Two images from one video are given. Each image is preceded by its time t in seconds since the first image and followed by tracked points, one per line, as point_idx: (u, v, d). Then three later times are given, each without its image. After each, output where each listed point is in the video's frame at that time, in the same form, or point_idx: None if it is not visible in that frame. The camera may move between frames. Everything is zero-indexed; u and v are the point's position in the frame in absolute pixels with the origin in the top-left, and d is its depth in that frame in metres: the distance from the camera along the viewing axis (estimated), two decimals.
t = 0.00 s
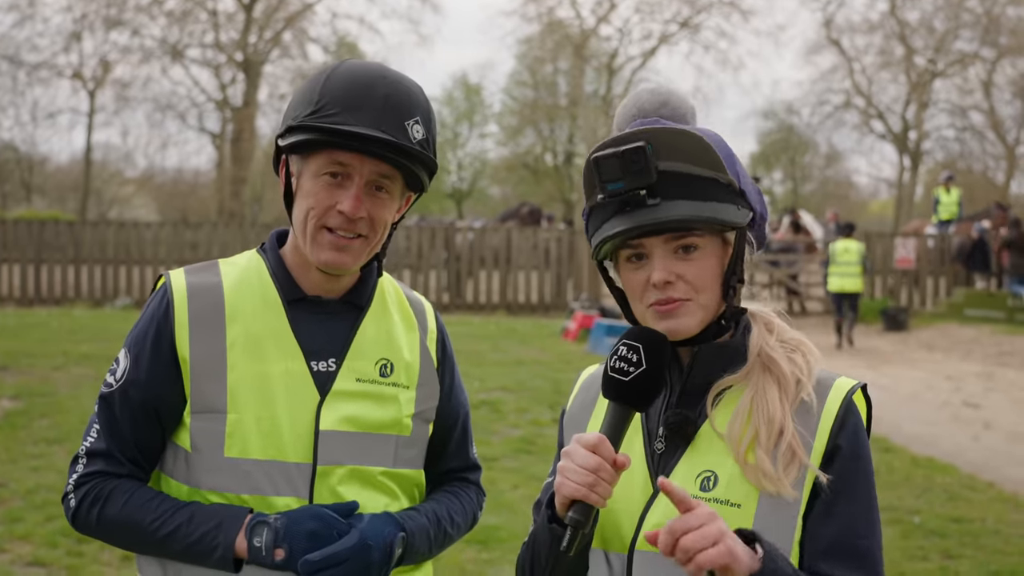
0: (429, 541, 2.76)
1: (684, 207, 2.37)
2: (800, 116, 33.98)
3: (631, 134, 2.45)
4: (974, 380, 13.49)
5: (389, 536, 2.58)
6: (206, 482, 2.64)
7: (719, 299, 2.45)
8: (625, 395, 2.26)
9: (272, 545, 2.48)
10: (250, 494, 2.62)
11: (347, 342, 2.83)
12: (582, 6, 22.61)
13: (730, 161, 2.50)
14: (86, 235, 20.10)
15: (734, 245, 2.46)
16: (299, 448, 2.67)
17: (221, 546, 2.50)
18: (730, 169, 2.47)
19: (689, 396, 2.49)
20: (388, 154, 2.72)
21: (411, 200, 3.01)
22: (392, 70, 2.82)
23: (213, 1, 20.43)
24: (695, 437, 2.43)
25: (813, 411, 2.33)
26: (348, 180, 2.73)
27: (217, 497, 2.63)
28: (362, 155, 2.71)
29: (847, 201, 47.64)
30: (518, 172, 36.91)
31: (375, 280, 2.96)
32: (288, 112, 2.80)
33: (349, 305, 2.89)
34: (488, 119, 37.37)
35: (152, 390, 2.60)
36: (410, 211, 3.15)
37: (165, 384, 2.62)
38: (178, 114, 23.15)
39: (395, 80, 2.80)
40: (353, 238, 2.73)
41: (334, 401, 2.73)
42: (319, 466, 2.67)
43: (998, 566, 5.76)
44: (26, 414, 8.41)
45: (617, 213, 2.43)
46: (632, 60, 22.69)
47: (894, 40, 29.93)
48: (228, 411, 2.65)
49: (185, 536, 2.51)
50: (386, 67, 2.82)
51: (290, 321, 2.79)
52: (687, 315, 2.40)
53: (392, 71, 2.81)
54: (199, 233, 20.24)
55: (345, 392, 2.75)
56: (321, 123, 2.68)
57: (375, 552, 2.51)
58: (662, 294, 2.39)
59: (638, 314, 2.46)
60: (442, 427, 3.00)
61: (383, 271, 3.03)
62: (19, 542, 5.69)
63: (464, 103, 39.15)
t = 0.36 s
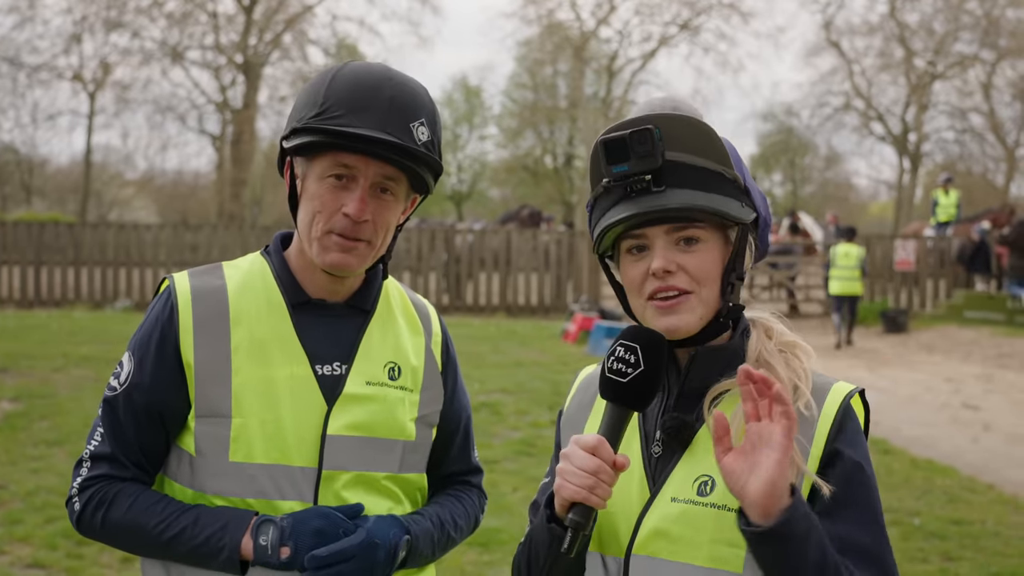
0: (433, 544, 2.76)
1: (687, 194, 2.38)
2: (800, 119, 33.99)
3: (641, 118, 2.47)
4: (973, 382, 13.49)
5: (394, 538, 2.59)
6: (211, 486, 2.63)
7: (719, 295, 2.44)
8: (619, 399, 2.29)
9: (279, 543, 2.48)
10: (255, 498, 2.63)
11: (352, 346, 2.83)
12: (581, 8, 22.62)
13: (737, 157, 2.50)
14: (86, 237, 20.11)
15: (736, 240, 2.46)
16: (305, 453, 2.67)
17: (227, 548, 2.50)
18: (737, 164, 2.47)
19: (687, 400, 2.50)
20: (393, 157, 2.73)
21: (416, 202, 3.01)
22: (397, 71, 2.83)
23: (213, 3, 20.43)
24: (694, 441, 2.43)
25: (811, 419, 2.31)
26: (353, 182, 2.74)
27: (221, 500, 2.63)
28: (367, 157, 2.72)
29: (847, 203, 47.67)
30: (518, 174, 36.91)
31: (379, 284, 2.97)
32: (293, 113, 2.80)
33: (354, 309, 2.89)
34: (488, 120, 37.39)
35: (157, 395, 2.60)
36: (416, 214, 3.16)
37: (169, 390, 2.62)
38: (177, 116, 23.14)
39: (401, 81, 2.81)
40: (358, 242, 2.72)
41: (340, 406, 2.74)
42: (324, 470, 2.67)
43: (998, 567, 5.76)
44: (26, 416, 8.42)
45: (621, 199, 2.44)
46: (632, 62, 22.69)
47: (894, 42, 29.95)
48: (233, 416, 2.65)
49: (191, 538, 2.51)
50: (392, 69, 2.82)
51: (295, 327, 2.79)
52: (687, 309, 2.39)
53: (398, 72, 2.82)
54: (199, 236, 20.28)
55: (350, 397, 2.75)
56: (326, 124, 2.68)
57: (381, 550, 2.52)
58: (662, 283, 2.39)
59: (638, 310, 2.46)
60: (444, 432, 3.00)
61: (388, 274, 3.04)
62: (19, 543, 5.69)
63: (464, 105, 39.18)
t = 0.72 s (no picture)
0: (433, 543, 2.76)
1: (691, 210, 2.37)
2: (800, 119, 33.98)
3: (642, 135, 2.44)
4: (973, 383, 13.49)
5: (396, 535, 2.60)
6: (214, 485, 2.63)
7: (721, 304, 2.44)
8: (627, 401, 2.26)
9: (283, 541, 2.50)
10: (258, 497, 2.63)
11: (354, 346, 2.83)
12: (581, 9, 22.63)
13: (738, 166, 2.49)
14: (86, 237, 20.10)
15: (739, 251, 2.46)
16: (307, 452, 2.67)
17: (232, 547, 2.50)
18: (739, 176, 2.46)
19: (687, 401, 2.50)
20: (396, 157, 2.73)
21: (419, 203, 3.01)
22: (400, 71, 2.83)
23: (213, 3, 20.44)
24: (694, 442, 2.44)
25: (813, 416, 2.33)
26: (356, 183, 2.74)
27: (225, 500, 2.63)
28: (370, 158, 2.72)
29: (847, 203, 47.66)
30: (518, 174, 36.91)
31: (382, 286, 2.97)
32: (297, 114, 2.80)
33: (356, 310, 2.89)
34: (488, 121, 37.40)
35: (160, 394, 2.61)
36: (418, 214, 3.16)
37: (173, 389, 2.62)
38: (178, 116, 23.13)
39: (403, 82, 2.81)
40: (361, 243, 2.72)
41: (342, 406, 2.74)
42: (327, 470, 2.67)
43: (998, 567, 5.76)
44: (26, 416, 8.42)
45: (623, 215, 2.43)
46: (632, 62, 22.70)
47: (894, 42, 29.96)
48: (236, 416, 2.66)
49: (194, 537, 2.51)
50: (394, 70, 2.82)
51: (299, 327, 2.79)
52: (690, 319, 2.40)
53: (400, 73, 2.82)
54: (199, 236, 20.33)
55: (353, 397, 2.75)
56: (329, 125, 2.68)
57: (384, 546, 2.54)
58: (665, 296, 2.40)
59: (638, 317, 2.47)
60: (446, 433, 3.00)
61: (390, 276, 3.04)
62: (19, 543, 5.69)
63: (464, 105, 39.20)
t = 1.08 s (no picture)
0: (431, 546, 2.77)
1: (693, 210, 2.38)
2: (800, 120, 33.98)
3: (647, 131, 2.45)
4: (973, 383, 13.50)
5: (394, 540, 2.61)
6: (214, 488, 2.64)
7: (721, 306, 2.45)
8: (627, 406, 2.26)
9: (281, 548, 2.49)
10: (259, 500, 2.64)
11: (354, 348, 2.84)
12: (581, 10, 22.63)
13: (741, 168, 2.50)
14: (86, 238, 20.10)
15: (740, 252, 2.47)
16: (307, 455, 2.68)
17: (232, 552, 2.50)
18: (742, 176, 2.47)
19: (688, 404, 2.50)
20: (396, 161, 2.74)
21: (419, 205, 3.01)
22: (399, 74, 2.83)
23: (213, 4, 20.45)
24: (696, 444, 2.44)
25: (815, 420, 2.34)
26: (355, 186, 2.75)
27: (226, 503, 2.64)
28: (369, 161, 2.72)
29: (847, 204, 47.64)
30: (518, 175, 36.89)
31: (381, 288, 2.97)
32: (297, 117, 2.81)
33: (356, 312, 2.90)
34: (488, 122, 37.40)
35: (161, 396, 2.61)
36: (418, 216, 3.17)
37: (174, 392, 2.62)
38: (178, 117, 23.12)
39: (402, 85, 2.82)
40: (360, 247, 2.72)
41: (342, 409, 2.74)
42: (327, 472, 2.67)
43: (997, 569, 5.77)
44: (26, 417, 8.43)
45: (627, 212, 2.44)
46: (632, 63, 22.69)
47: (894, 43, 29.99)
48: (236, 418, 2.66)
49: (196, 541, 2.52)
50: (393, 73, 2.83)
51: (299, 330, 2.80)
52: (691, 320, 2.41)
53: (399, 76, 2.83)
54: (199, 237, 20.35)
55: (353, 399, 2.76)
56: (329, 129, 2.69)
57: (381, 555, 2.54)
58: (666, 294, 2.40)
59: (640, 317, 2.47)
60: (445, 434, 3.00)
61: (390, 278, 3.05)
62: (19, 544, 5.70)
63: (464, 107, 39.24)
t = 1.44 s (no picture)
0: (433, 542, 2.77)
1: (704, 199, 2.38)
2: (800, 119, 33.99)
3: (658, 121, 2.47)
4: (972, 383, 13.52)
5: (395, 539, 2.61)
6: (217, 487, 2.64)
7: (732, 298, 2.44)
8: (610, 410, 2.27)
9: (284, 550, 2.48)
10: (262, 498, 2.64)
11: (356, 346, 2.84)
12: (581, 9, 22.61)
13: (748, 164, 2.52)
14: (86, 237, 20.11)
15: (750, 246, 2.47)
16: (310, 453, 2.67)
17: (236, 550, 2.50)
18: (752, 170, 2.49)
19: (695, 404, 2.50)
20: (395, 159, 2.74)
21: (417, 204, 3.02)
22: (395, 73, 2.84)
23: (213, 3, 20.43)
24: (702, 444, 2.43)
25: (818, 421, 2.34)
26: (354, 184, 2.75)
27: (228, 501, 2.64)
28: (368, 159, 2.72)
29: (847, 203, 47.65)
30: (518, 174, 36.86)
31: (382, 286, 2.97)
32: (293, 117, 2.81)
33: (356, 310, 2.90)
34: (488, 121, 37.38)
35: (163, 396, 2.61)
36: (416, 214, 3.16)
37: (176, 391, 2.62)
38: (177, 116, 23.10)
39: (399, 83, 2.82)
40: (360, 245, 2.72)
41: (343, 407, 2.74)
42: (328, 470, 2.67)
43: (997, 568, 5.77)
44: (26, 416, 8.43)
45: (638, 201, 2.44)
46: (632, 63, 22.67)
47: (894, 42, 29.98)
48: (238, 417, 2.66)
49: (200, 540, 2.52)
50: (390, 71, 2.83)
51: (300, 329, 2.80)
52: (699, 311, 2.38)
53: (396, 75, 2.83)
54: (199, 236, 20.35)
55: (354, 398, 2.76)
56: (326, 128, 2.69)
57: (384, 555, 2.55)
58: (677, 288, 2.39)
59: (650, 313, 2.45)
60: (446, 433, 3.00)
61: (390, 276, 3.05)
62: (19, 544, 5.70)
63: (463, 106, 39.23)
